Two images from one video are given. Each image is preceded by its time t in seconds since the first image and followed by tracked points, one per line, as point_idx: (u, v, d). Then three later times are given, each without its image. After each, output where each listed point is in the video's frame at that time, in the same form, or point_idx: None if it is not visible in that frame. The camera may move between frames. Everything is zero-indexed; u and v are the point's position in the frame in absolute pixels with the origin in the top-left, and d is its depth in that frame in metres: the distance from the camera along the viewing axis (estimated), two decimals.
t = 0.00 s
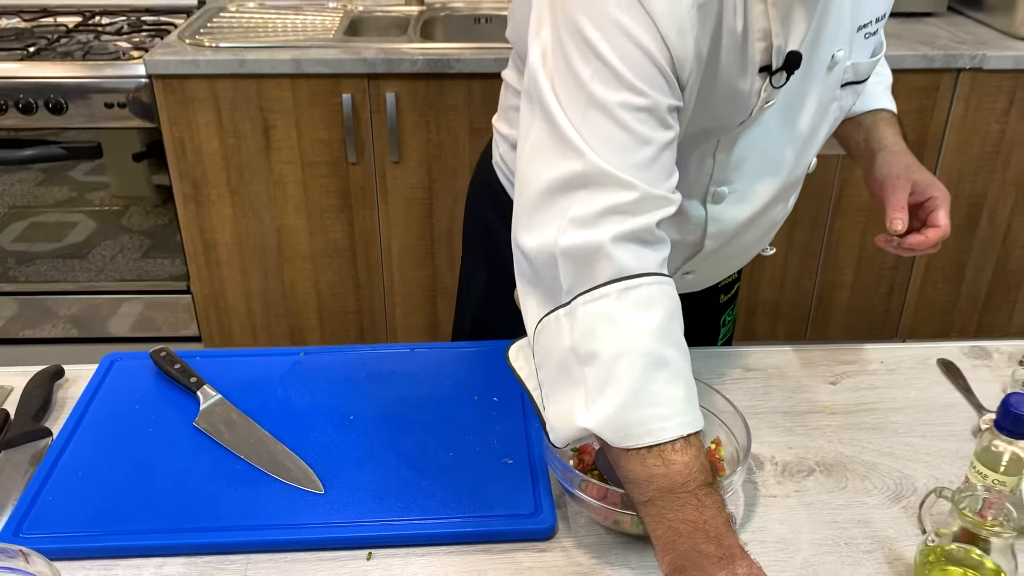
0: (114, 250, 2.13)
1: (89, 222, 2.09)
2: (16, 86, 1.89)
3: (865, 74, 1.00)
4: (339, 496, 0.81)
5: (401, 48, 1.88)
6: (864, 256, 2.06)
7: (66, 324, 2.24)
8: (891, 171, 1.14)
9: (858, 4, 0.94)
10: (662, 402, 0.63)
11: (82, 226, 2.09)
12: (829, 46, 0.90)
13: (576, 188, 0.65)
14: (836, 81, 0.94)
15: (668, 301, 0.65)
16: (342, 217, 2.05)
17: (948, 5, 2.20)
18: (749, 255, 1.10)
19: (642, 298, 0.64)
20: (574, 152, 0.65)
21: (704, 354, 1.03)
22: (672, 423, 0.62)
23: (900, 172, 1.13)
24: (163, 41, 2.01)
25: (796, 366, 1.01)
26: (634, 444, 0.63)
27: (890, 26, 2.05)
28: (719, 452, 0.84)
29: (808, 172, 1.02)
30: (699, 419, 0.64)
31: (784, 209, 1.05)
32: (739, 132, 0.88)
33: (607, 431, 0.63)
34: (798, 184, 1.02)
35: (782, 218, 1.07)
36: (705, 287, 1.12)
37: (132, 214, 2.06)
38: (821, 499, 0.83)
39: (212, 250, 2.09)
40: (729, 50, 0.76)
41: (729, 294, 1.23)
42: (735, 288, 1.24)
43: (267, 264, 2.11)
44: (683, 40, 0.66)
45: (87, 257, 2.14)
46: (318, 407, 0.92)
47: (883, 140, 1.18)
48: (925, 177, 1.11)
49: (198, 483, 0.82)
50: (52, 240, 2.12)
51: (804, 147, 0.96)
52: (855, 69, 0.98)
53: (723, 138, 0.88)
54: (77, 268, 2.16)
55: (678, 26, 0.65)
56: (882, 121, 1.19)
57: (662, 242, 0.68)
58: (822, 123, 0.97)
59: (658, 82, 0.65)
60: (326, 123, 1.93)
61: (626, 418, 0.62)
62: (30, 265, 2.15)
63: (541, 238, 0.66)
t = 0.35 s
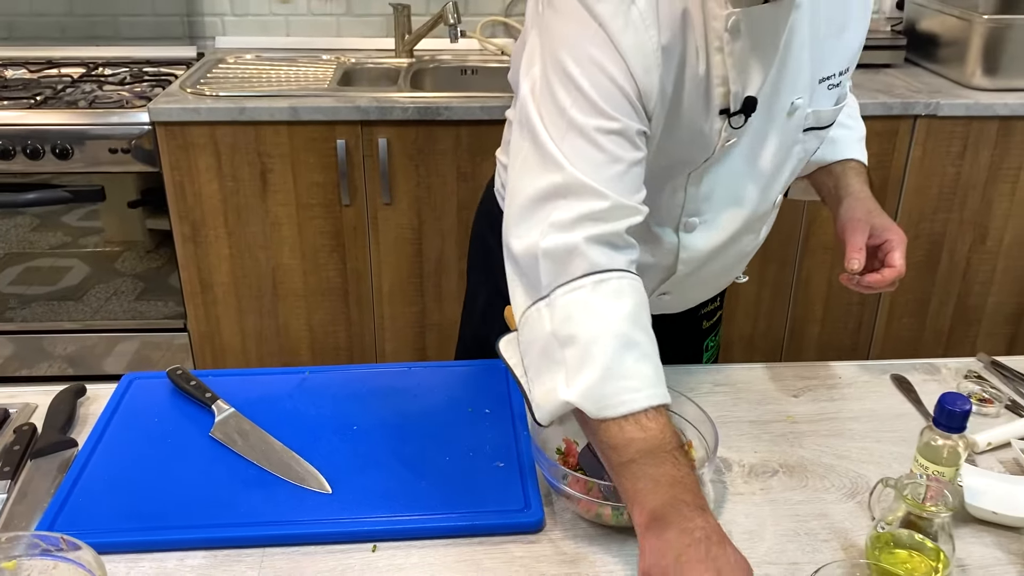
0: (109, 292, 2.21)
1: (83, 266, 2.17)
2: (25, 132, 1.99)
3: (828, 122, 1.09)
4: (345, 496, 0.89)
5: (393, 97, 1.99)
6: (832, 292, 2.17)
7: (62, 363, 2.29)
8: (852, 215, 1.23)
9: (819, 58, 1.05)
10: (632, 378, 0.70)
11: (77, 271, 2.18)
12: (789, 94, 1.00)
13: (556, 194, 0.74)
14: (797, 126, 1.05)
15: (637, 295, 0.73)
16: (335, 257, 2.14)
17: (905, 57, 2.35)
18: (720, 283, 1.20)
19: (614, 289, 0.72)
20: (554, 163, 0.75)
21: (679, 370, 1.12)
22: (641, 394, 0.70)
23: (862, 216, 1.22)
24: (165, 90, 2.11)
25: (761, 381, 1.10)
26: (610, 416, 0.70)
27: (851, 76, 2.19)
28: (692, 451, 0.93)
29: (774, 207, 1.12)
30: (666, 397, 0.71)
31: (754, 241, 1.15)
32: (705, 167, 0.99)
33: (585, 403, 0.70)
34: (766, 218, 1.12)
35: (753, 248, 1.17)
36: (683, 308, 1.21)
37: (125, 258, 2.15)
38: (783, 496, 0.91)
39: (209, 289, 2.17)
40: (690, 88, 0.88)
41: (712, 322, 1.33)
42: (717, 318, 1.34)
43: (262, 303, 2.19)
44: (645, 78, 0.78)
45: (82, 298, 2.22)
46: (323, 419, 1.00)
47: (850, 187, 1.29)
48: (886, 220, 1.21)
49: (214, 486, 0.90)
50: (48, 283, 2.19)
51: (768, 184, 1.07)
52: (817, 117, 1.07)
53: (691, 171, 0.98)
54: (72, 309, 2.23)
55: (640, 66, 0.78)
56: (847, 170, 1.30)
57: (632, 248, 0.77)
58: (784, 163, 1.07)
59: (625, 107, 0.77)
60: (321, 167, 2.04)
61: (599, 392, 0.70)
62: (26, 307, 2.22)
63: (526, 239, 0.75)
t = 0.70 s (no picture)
0: (104, 330, 2.25)
1: (78, 304, 2.21)
2: (33, 173, 2.07)
3: (780, 150, 1.14)
4: (351, 499, 0.96)
5: (388, 139, 2.10)
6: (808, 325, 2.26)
7: (59, 400, 2.29)
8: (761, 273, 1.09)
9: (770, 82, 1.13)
10: (476, 224, 1.03)
11: (72, 309, 2.22)
12: (723, 98, 1.10)
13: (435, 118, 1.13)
14: (736, 136, 1.12)
15: (486, 175, 1.09)
16: (330, 292, 2.22)
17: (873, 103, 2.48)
18: (677, 301, 1.23)
19: (463, 168, 1.08)
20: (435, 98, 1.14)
21: (660, 387, 1.21)
22: (472, 227, 1.03)
23: (771, 273, 1.08)
24: (168, 133, 2.21)
25: (736, 397, 1.19)
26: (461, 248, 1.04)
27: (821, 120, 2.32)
28: (670, 457, 1.01)
29: (719, 226, 1.15)
30: (506, 238, 1.04)
31: (702, 260, 1.17)
32: (631, 149, 1.10)
33: (443, 245, 1.05)
34: (710, 235, 1.15)
35: (704, 271, 1.19)
36: (638, 323, 1.27)
37: (120, 297, 2.20)
38: (756, 498, 0.99)
39: (207, 324, 2.23)
40: (595, 63, 1.08)
41: (695, 364, 1.39)
42: (702, 362, 1.40)
43: (258, 337, 2.26)
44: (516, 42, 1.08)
45: (78, 335, 2.25)
46: (328, 431, 1.07)
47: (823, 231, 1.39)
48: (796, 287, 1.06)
49: (229, 490, 0.97)
50: (42, 321, 2.23)
51: (704, 190, 1.12)
52: (763, 138, 1.13)
53: (616, 149, 1.10)
54: (66, 347, 2.26)
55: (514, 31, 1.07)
56: (797, 242, 1.14)
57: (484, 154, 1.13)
58: (721, 172, 1.12)
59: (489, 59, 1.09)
60: (317, 206, 2.13)
61: (450, 236, 1.04)
62: (21, 345, 2.25)
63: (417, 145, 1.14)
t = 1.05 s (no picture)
0: (101, 367, 2.28)
1: (75, 343, 2.24)
2: (40, 213, 2.12)
3: (724, 181, 1.19)
4: (356, 518, 1.01)
5: (386, 181, 2.17)
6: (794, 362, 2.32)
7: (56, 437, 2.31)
8: (680, 381, 1.07)
9: (722, 115, 1.19)
10: (476, 235, 1.14)
11: (69, 348, 2.25)
12: (671, 125, 1.18)
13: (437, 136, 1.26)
14: (682, 163, 1.19)
15: (484, 194, 1.20)
16: (327, 328, 2.27)
17: (852, 146, 2.58)
18: (627, 317, 1.28)
19: (463, 188, 1.20)
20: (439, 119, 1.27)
21: (651, 415, 1.26)
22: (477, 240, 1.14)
23: (693, 379, 1.06)
24: (172, 174, 2.27)
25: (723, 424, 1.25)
26: (462, 258, 1.15)
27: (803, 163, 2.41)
28: (662, 477, 1.06)
29: (664, 246, 1.22)
30: (503, 245, 1.14)
31: (646, 277, 1.23)
32: (583, 165, 1.21)
33: (447, 256, 1.15)
34: (655, 254, 1.22)
35: (651, 290, 1.25)
36: (603, 339, 1.33)
37: (117, 335, 2.24)
38: (744, 518, 1.04)
39: (206, 359, 2.28)
40: (561, 89, 1.20)
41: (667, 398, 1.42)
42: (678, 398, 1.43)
43: (256, 373, 2.30)
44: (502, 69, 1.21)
45: (74, 373, 2.28)
46: (333, 455, 1.12)
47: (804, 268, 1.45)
48: (718, 399, 1.04)
49: (241, 510, 1.01)
50: (40, 359, 2.26)
51: (647, 209, 1.20)
52: (708, 167, 1.18)
53: (570, 164, 1.21)
54: (63, 384, 2.28)
55: (501, 58, 1.21)
56: (723, 334, 1.13)
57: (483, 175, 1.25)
58: (665, 193, 1.20)
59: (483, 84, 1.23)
60: (315, 245, 2.19)
61: (453, 247, 1.15)
62: (19, 382, 2.27)
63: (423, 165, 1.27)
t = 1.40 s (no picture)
0: (98, 403, 2.29)
1: (72, 379, 2.26)
2: (44, 248, 2.14)
3: (705, 213, 1.23)
4: (362, 544, 1.03)
5: (385, 218, 2.22)
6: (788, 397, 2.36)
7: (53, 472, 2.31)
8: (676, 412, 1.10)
9: (701, 151, 1.24)
10: (474, 283, 1.17)
11: (66, 383, 2.26)
12: (654, 161, 1.23)
13: (438, 178, 1.29)
14: (666, 197, 1.23)
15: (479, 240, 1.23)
16: (325, 362, 2.30)
17: (840, 185, 2.64)
18: (615, 345, 1.31)
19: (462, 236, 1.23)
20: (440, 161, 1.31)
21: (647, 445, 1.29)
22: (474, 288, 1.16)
23: (688, 410, 1.10)
24: (174, 211, 2.31)
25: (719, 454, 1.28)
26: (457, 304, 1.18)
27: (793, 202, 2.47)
28: (659, 504, 1.09)
29: (651, 277, 1.25)
30: (498, 291, 1.17)
31: (634, 306, 1.26)
32: (572, 201, 1.25)
33: (444, 302, 1.18)
34: (643, 284, 1.25)
35: (639, 319, 1.28)
36: (594, 366, 1.36)
37: (114, 371, 2.25)
38: (740, 544, 1.07)
39: (206, 393, 2.30)
40: (551, 128, 1.26)
41: (658, 424, 1.45)
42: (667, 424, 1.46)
43: (255, 407, 2.32)
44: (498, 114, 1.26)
45: (71, 408, 2.29)
46: (338, 484, 1.15)
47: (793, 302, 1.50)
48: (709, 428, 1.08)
49: (249, 537, 1.04)
50: (37, 394, 2.27)
51: (633, 240, 1.24)
52: (690, 201, 1.23)
53: (559, 199, 1.26)
54: (61, 419, 2.30)
55: (494, 103, 1.25)
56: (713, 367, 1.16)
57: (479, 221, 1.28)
58: (649, 226, 1.24)
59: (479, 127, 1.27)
60: (315, 279, 2.23)
61: (449, 293, 1.18)
62: (17, 417, 2.29)
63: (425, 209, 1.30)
